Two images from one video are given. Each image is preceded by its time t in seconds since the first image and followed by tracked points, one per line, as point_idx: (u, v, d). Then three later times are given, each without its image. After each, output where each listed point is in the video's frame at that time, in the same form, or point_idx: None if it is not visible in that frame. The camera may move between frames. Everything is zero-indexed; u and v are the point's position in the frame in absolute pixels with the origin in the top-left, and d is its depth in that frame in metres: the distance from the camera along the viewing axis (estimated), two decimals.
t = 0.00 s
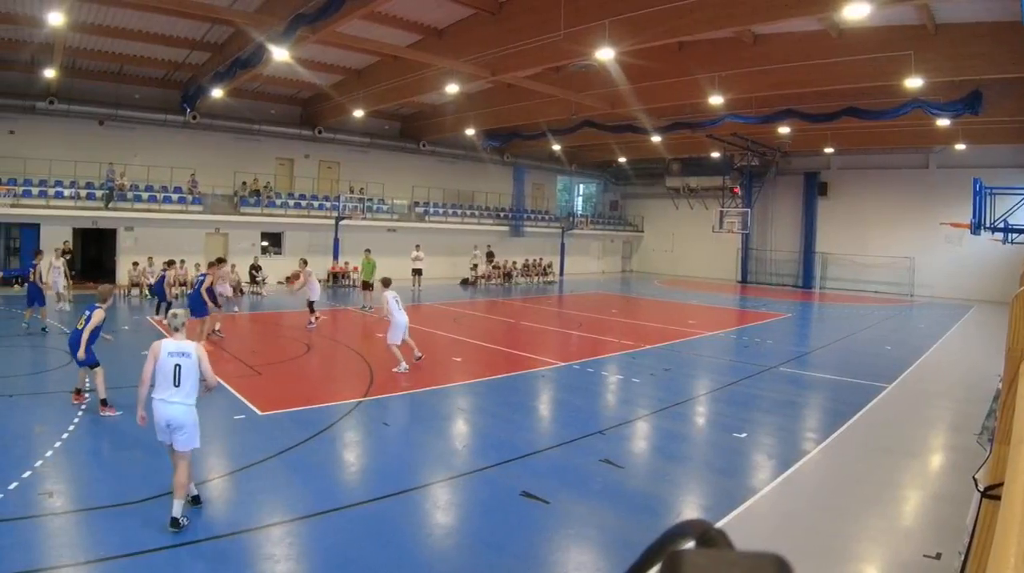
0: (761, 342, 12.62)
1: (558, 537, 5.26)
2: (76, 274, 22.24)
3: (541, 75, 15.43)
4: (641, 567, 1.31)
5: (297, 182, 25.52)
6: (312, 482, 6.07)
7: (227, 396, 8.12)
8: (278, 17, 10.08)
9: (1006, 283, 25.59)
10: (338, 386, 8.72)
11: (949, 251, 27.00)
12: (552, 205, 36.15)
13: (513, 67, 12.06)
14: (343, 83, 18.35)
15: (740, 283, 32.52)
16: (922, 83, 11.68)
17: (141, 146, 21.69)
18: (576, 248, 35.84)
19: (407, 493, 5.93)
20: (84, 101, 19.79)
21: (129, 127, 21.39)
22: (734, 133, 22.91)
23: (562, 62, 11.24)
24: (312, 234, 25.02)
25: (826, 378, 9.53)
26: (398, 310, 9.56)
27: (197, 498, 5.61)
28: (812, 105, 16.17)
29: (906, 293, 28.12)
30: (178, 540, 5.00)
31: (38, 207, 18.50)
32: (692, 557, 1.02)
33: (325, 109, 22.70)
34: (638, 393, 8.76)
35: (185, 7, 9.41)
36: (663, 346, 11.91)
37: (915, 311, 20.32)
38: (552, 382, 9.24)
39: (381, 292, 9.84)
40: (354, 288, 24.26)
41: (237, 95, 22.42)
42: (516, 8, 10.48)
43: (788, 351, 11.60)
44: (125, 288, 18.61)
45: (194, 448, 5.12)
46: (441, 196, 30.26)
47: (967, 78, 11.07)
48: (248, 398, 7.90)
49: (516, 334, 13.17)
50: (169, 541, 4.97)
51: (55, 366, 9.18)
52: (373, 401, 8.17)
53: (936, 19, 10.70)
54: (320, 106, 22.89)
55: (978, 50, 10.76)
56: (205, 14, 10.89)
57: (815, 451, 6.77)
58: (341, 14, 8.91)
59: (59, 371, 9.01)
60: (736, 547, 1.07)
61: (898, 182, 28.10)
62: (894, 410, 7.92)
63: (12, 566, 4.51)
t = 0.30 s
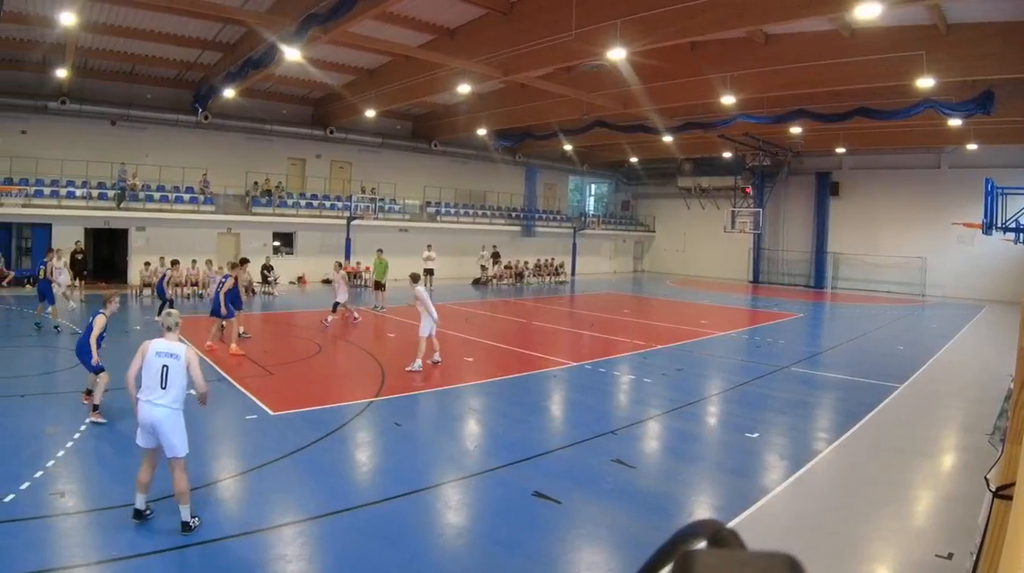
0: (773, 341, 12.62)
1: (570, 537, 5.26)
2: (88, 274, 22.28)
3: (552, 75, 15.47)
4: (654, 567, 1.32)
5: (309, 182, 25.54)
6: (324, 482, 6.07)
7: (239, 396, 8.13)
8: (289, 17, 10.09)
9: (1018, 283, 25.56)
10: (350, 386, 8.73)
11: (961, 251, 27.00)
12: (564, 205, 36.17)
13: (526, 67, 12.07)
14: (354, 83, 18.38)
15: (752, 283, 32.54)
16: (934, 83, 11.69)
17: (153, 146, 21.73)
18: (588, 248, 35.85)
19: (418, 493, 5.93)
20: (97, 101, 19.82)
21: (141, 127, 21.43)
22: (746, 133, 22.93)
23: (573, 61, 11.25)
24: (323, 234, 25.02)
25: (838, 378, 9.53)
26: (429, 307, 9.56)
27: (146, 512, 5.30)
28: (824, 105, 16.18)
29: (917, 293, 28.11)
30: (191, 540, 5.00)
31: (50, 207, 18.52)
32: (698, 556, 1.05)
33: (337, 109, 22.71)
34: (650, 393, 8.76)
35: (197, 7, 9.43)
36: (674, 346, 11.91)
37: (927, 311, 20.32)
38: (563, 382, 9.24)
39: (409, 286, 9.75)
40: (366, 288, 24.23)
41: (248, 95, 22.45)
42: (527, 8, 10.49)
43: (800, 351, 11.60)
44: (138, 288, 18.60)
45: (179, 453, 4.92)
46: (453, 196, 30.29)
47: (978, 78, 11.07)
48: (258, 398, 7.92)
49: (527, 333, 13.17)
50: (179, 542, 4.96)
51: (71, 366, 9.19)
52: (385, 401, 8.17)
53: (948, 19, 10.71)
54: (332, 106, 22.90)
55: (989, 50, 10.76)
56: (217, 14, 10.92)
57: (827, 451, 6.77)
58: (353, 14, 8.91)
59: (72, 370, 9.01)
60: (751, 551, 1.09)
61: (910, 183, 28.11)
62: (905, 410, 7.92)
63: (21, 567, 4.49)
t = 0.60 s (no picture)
0: (785, 342, 12.62)
1: (582, 537, 5.26)
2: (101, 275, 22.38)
3: (565, 75, 15.50)
4: (668, 568, 1.32)
5: (322, 182, 25.55)
6: (337, 482, 6.08)
7: (253, 396, 8.13)
8: (302, 17, 10.10)
9: None
10: (363, 386, 8.73)
11: (974, 250, 27.00)
12: (577, 205, 36.19)
13: (539, 67, 12.09)
14: (367, 83, 18.40)
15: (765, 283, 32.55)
16: (947, 83, 11.71)
17: (166, 146, 21.78)
18: (601, 248, 35.87)
19: (430, 493, 5.93)
20: (109, 101, 19.85)
21: (153, 127, 21.47)
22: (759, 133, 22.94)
23: (586, 62, 11.26)
24: (336, 234, 25.01)
25: (851, 378, 9.53)
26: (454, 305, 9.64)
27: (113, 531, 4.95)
28: (837, 105, 16.19)
29: (930, 293, 28.10)
30: (204, 539, 4.99)
31: (63, 207, 18.56)
32: (709, 554, 1.05)
33: (350, 109, 22.72)
34: (663, 393, 8.76)
35: (210, 7, 9.45)
36: (688, 346, 11.91)
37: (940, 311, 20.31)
38: (576, 382, 9.24)
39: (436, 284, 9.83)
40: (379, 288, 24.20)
41: (261, 95, 22.47)
42: (540, 8, 10.51)
43: (812, 351, 11.59)
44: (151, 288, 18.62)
45: (165, 461, 4.80)
46: (466, 196, 30.30)
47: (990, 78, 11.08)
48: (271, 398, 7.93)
49: (540, 334, 13.16)
50: (192, 542, 4.95)
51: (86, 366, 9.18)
52: (398, 401, 8.18)
53: (961, 19, 10.73)
54: (344, 106, 22.91)
55: (1000, 50, 10.76)
56: (230, 14, 10.95)
57: (840, 451, 6.78)
58: (365, 14, 8.92)
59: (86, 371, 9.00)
60: (756, 550, 1.10)
61: (922, 183, 28.12)
62: (917, 410, 7.92)
63: (34, 568, 4.48)
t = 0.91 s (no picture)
0: (797, 342, 12.62)
1: (594, 537, 5.26)
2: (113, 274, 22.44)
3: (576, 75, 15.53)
4: (680, 571, 1.31)
5: (334, 182, 25.58)
6: (350, 481, 6.09)
7: (267, 396, 8.15)
8: (314, 18, 10.15)
9: None
10: (376, 386, 8.74)
11: (986, 250, 27.00)
12: (589, 205, 36.24)
13: (551, 67, 12.12)
14: (379, 83, 18.42)
15: (777, 283, 32.54)
16: (960, 83, 11.74)
17: (178, 146, 21.85)
18: (613, 248, 35.88)
19: (443, 493, 5.93)
20: (122, 101, 19.91)
21: (165, 127, 21.54)
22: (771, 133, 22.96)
23: (598, 62, 11.30)
24: (348, 234, 25.03)
25: (864, 378, 9.53)
26: (479, 304, 9.93)
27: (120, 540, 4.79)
28: (850, 105, 16.21)
29: (943, 293, 28.09)
30: (217, 540, 4.98)
31: (75, 207, 18.64)
32: (732, 560, 1.00)
33: (362, 110, 22.74)
34: (675, 393, 8.76)
35: (224, 8, 9.49)
36: (699, 346, 11.91)
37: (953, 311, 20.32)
38: (588, 382, 9.25)
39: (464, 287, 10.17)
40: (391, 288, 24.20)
41: (273, 95, 22.49)
42: (552, 9, 10.53)
43: (824, 351, 11.59)
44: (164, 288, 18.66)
45: (131, 461, 4.83)
46: (478, 196, 30.32)
47: (1003, 78, 11.09)
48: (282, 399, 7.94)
49: (552, 334, 13.16)
50: (204, 542, 4.95)
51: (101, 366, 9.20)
52: (410, 401, 8.18)
53: (972, 19, 10.75)
54: (357, 106, 22.93)
55: (1012, 50, 10.76)
56: (242, 14, 11.01)
57: (852, 451, 6.77)
58: (378, 14, 8.95)
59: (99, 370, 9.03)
60: (771, 551, 1.09)
61: (934, 183, 28.13)
62: (928, 410, 7.92)
63: (46, 568, 4.48)
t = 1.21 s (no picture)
0: (809, 342, 12.63)
1: (607, 537, 5.25)
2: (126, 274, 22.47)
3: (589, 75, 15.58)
4: (688, 569, 1.29)
5: (347, 182, 25.62)
6: (362, 481, 6.09)
7: (280, 396, 8.15)
8: (327, 18, 10.19)
9: None
10: (388, 386, 8.74)
11: (999, 250, 26.98)
12: (602, 205, 36.29)
13: (565, 66, 12.15)
14: (391, 83, 18.47)
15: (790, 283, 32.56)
16: (973, 83, 11.75)
17: (190, 146, 21.92)
18: (626, 248, 35.93)
19: (455, 493, 5.92)
20: (135, 101, 19.97)
21: (177, 127, 21.62)
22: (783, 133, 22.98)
23: (611, 62, 11.33)
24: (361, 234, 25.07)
25: (875, 379, 9.53)
26: (502, 303, 10.04)
27: (85, 555, 4.55)
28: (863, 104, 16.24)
29: (955, 293, 28.10)
30: (229, 540, 4.98)
31: (88, 207, 18.70)
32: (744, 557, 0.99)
33: (375, 110, 22.76)
34: (688, 393, 8.76)
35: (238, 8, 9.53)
36: (713, 346, 11.91)
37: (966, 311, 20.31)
38: (601, 382, 9.25)
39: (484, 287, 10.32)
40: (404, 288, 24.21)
41: (286, 95, 22.52)
42: (565, 9, 10.56)
43: (836, 352, 11.59)
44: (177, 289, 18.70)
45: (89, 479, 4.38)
46: (491, 196, 30.35)
47: (1017, 78, 11.08)
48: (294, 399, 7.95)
49: (565, 334, 13.16)
50: (215, 542, 4.94)
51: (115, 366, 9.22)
52: (423, 401, 8.18)
53: (985, 19, 10.75)
54: (370, 106, 22.93)
55: None
56: (255, 15, 11.06)
57: (865, 451, 6.78)
58: (390, 14, 8.96)
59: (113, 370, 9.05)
60: (785, 550, 1.06)
61: (947, 183, 28.13)
62: (941, 410, 7.91)
63: (57, 567, 4.48)
